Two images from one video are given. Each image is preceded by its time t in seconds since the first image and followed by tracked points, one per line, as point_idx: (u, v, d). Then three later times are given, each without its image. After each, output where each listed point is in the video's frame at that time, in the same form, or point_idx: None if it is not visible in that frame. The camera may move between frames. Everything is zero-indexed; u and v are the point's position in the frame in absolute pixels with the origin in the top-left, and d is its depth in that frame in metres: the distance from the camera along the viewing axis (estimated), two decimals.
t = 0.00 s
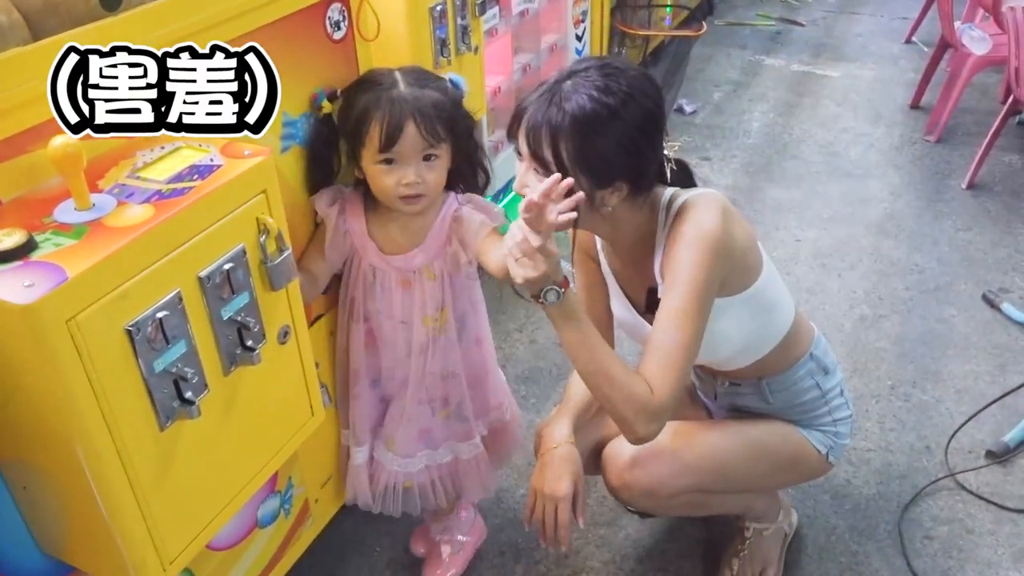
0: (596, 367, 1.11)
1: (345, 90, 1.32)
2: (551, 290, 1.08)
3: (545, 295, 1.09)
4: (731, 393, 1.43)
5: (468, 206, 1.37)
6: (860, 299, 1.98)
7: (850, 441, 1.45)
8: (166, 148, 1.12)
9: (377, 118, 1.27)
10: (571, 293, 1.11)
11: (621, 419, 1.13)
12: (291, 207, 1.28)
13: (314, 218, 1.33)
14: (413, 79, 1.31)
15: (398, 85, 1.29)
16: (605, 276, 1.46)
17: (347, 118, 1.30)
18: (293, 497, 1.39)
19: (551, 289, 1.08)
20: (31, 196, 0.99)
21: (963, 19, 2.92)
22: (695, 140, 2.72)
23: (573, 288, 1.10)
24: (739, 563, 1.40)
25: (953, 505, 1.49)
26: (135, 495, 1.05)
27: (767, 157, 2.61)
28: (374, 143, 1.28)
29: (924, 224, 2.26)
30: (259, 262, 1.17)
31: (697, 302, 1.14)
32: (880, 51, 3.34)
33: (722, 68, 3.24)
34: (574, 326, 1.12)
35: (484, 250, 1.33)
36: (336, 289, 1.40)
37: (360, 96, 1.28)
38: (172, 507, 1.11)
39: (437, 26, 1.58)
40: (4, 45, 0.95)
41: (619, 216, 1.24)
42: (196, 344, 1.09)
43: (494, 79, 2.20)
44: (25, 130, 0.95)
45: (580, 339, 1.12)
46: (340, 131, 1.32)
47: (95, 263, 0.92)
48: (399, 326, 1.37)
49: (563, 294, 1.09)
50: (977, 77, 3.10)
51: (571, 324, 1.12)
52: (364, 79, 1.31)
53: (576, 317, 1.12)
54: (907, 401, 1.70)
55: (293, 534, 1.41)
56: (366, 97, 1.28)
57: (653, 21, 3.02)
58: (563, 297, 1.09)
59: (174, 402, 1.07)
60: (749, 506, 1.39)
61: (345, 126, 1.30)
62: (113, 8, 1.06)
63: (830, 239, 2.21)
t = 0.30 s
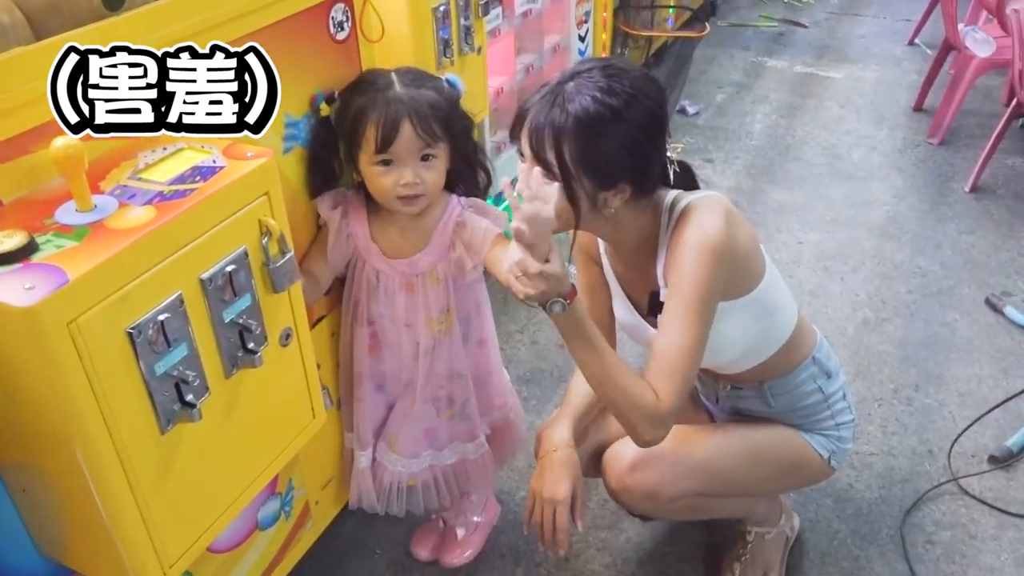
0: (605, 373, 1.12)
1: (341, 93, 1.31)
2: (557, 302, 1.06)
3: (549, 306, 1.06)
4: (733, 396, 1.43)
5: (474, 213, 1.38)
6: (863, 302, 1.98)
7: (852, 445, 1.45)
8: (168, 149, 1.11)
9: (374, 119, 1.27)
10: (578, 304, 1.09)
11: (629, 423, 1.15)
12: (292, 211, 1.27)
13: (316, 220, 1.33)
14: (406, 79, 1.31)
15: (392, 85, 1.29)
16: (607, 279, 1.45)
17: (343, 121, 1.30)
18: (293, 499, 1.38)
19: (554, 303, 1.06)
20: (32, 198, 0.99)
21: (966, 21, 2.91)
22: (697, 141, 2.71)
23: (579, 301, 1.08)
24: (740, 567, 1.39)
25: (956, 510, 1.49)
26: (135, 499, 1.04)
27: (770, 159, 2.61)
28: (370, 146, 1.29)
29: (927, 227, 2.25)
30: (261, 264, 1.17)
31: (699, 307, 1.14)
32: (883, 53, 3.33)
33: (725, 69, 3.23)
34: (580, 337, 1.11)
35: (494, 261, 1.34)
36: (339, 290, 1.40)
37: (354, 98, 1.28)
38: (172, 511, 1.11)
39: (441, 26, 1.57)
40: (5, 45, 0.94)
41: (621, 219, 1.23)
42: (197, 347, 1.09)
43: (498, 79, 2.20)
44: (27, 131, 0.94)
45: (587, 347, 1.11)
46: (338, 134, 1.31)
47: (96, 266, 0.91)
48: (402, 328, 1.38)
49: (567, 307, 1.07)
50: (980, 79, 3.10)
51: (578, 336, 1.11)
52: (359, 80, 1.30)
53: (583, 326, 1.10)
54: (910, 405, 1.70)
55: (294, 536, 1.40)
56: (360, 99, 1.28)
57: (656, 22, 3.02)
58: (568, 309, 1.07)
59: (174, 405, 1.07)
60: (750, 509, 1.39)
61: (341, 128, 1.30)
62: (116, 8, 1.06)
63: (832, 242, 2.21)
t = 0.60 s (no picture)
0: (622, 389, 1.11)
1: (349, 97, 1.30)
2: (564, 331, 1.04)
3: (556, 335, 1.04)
4: (742, 401, 1.42)
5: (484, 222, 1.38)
6: (870, 305, 1.97)
7: (861, 452, 1.44)
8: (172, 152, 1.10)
9: (385, 127, 1.26)
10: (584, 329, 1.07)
11: (652, 433, 1.16)
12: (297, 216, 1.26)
13: (320, 230, 1.31)
14: (417, 82, 1.30)
15: (402, 90, 1.28)
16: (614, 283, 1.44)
17: (351, 126, 1.29)
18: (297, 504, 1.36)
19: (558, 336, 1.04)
20: (34, 199, 0.98)
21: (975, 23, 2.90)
22: (703, 143, 2.70)
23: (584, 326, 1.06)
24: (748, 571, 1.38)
25: (965, 516, 1.48)
26: (138, 505, 1.03)
27: (776, 160, 2.59)
28: (379, 153, 1.28)
29: (935, 230, 2.24)
30: (266, 267, 1.16)
31: (713, 314, 1.13)
32: (889, 55, 3.32)
33: (730, 69, 3.22)
34: (592, 360, 1.09)
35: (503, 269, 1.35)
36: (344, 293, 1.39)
37: (363, 103, 1.27)
38: (175, 517, 1.10)
39: (447, 26, 1.55)
40: (8, 45, 0.92)
41: (634, 218, 1.22)
42: (202, 351, 1.08)
43: (504, 80, 2.19)
44: (29, 133, 0.93)
45: (603, 368, 1.10)
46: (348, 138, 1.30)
47: (100, 270, 0.90)
48: (411, 334, 1.37)
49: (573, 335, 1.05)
50: (988, 81, 3.08)
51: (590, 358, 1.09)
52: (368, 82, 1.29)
53: (594, 348, 1.08)
54: (918, 409, 1.68)
55: (297, 540, 1.39)
56: (369, 104, 1.27)
57: (662, 22, 3.00)
58: (574, 335, 1.05)
59: (178, 410, 1.06)
60: (757, 515, 1.38)
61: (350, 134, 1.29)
62: (121, 8, 1.04)
63: (839, 244, 2.20)
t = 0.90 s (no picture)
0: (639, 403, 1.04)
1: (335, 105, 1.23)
2: (576, 341, 0.98)
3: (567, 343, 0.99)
4: (754, 417, 1.35)
5: (475, 239, 1.34)
6: (887, 315, 1.90)
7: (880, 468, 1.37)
8: (154, 155, 1.00)
9: (382, 139, 1.20)
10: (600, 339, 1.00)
11: (674, 448, 1.09)
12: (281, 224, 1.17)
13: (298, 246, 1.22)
14: (408, 90, 1.25)
15: (395, 98, 1.23)
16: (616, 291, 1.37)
17: (340, 137, 1.22)
18: (282, 526, 1.29)
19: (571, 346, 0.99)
20: (7, 208, 0.90)
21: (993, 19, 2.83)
22: (711, 142, 2.63)
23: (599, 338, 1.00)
24: None
25: (988, 539, 1.41)
26: (116, 532, 0.96)
27: (787, 161, 2.52)
28: (374, 166, 1.22)
29: (954, 235, 2.17)
30: (252, 279, 1.08)
31: (728, 321, 1.06)
32: (906, 51, 3.24)
33: (739, 66, 3.14)
34: (607, 373, 1.02)
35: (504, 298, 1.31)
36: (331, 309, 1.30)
37: (354, 113, 1.21)
38: (154, 543, 1.03)
39: (443, 22, 1.48)
40: None
41: (641, 221, 1.17)
42: (185, 368, 1.01)
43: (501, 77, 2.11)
44: (10, 133, 0.86)
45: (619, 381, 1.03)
46: (336, 149, 1.24)
47: (77, 282, 0.83)
48: (401, 349, 1.31)
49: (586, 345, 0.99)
50: (1008, 79, 3.01)
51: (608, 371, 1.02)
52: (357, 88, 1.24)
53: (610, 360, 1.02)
54: (939, 425, 1.62)
55: (281, 566, 1.31)
56: (362, 115, 1.20)
57: (667, 17, 2.92)
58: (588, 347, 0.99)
59: (159, 431, 0.99)
60: (771, 536, 1.32)
61: (340, 147, 1.23)
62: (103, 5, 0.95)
63: (853, 250, 2.13)
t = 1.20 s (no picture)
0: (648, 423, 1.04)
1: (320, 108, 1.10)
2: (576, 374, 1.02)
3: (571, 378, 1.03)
4: (765, 426, 1.26)
5: (454, 239, 1.24)
6: (912, 318, 1.81)
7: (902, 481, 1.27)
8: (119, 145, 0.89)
9: (391, 151, 1.09)
10: (604, 368, 1.02)
11: (686, 465, 1.06)
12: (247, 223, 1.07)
13: (271, 244, 1.13)
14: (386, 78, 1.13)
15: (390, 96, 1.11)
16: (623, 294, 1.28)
17: (327, 143, 1.10)
18: (258, 548, 1.20)
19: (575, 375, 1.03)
20: None
21: None
22: (723, 132, 2.52)
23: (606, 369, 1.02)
24: None
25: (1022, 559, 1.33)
26: (79, 557, 0.87)
27: (804, 152, 2.41)
28: (380, 176, 1.10)
29: (985, 231, 2.08)
30: (225, 280, 0.97)
31: (746, 339, 1.00)
32: (932, 32, 3.12)
33: (752, 49, 3.02)
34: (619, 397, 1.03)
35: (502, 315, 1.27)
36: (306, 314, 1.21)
37: (351, 120, 1.09)
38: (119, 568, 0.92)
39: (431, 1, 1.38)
40: None
41: (647, 223, 1.06)
42: (153, 377, 0.90)
43: (494, 61, 2.00)
44: None
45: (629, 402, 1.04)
46: (324, 156, 1.11)
47: (35, 284, 0.74)
48: (375, 357, 1.21)
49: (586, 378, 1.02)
50: None
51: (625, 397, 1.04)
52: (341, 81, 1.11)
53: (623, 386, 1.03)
54: (968, 437, 1.53)
55: None
56: (362, 122, 1.09)
57: None
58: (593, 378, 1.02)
59: (124, 445, 0.88)
60: (788, 557, 1.23)
61: (333, 157, 1.10)
62: None
63: (875, 247, 2.03)
